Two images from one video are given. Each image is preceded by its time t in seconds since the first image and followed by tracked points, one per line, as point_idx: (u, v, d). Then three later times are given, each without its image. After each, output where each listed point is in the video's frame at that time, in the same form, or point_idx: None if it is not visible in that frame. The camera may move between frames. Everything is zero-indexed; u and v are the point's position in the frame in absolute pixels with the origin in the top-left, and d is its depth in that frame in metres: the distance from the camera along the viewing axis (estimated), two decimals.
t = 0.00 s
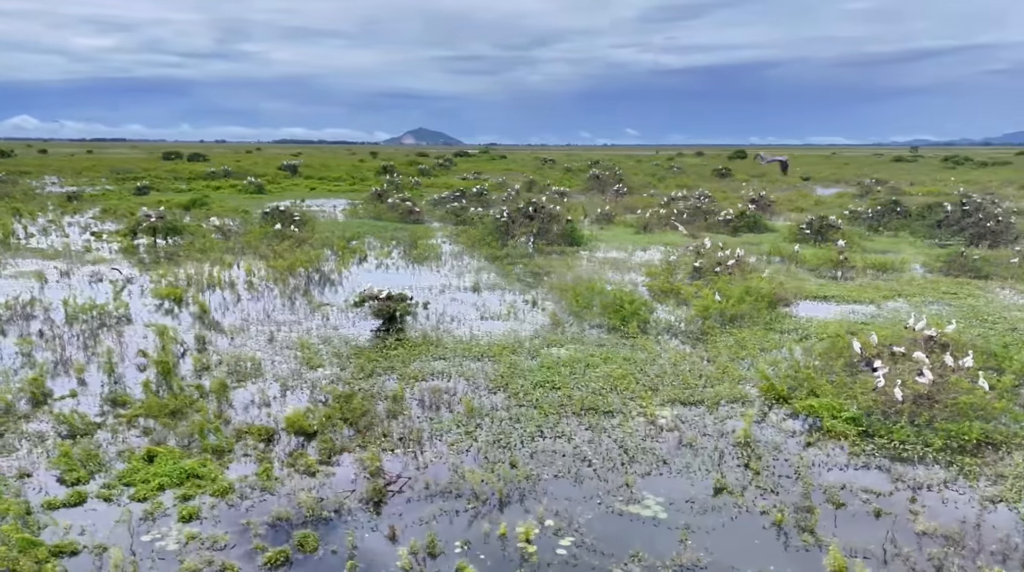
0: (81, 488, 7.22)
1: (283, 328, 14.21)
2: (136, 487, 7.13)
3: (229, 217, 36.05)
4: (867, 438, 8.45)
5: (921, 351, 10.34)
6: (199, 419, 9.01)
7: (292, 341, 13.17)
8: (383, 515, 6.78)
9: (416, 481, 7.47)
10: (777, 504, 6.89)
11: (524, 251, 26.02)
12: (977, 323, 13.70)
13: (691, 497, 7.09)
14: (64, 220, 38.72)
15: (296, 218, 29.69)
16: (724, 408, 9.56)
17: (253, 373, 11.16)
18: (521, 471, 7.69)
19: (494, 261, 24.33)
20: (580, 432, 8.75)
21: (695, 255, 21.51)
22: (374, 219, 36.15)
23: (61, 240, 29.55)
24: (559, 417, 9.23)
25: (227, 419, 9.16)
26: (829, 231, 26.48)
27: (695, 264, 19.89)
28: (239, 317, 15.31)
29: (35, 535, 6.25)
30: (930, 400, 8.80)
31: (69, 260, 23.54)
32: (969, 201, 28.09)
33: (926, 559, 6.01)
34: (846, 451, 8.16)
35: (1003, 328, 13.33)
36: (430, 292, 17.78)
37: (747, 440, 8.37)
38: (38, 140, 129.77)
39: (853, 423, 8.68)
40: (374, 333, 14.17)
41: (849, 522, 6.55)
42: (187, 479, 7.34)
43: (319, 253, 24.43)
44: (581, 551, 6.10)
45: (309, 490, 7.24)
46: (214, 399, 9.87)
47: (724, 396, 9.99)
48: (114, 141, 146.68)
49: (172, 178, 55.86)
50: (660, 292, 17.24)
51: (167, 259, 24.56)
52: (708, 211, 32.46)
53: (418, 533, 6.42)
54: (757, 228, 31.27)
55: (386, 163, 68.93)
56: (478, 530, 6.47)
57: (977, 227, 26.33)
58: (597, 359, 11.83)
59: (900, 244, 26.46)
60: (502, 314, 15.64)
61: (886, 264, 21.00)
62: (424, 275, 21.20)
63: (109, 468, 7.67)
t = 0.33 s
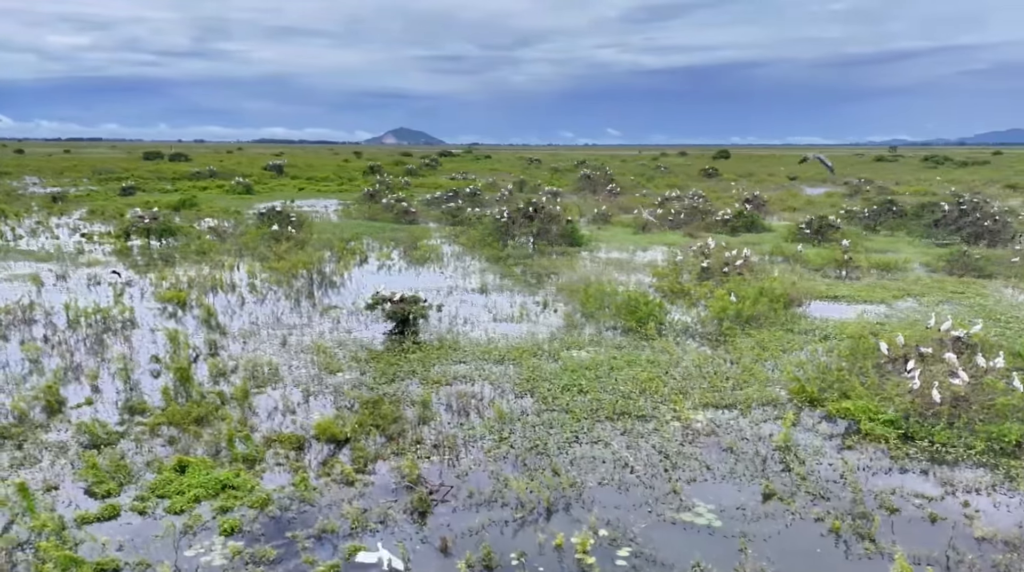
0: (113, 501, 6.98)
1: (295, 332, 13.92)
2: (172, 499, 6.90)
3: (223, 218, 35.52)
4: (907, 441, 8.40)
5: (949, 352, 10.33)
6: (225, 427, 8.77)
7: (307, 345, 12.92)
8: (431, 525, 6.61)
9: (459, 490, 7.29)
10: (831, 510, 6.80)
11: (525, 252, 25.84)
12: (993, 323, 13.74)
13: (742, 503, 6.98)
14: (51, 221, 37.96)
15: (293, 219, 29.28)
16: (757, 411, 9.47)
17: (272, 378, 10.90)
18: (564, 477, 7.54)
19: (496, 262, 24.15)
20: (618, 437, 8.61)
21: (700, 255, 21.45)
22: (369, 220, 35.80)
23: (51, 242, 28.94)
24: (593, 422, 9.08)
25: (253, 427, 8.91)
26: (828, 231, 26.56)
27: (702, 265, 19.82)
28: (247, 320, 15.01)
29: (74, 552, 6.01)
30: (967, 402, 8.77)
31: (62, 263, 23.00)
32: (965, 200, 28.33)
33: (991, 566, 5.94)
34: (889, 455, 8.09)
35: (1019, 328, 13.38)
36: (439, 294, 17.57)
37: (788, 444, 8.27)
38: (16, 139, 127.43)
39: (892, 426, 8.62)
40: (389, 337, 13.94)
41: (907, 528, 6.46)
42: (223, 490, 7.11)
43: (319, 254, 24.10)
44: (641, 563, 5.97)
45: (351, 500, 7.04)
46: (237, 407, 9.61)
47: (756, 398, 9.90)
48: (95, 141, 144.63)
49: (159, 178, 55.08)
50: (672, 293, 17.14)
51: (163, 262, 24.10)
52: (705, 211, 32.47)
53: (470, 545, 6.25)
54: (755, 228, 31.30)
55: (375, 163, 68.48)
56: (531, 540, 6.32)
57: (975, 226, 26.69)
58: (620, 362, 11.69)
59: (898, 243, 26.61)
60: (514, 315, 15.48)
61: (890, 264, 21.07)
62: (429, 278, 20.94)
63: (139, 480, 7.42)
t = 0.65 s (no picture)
0: (152, 513, 6.75)
1: (309, 336, 13.64)
2: (214, 513, 6.68)
3: (216, 220, 35.03)
4: (951, 446, 8.35)
5: (980, 354, 10.33)
6: (256, 436, 8.53)
7: (325, 350, 12.69)
8: (486, 536, 6.45)
9: (507, 499, 7.12)
10: (890, 516, 6.72)
11: (527, 253, 25.69)
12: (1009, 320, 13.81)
13: (799, 509, 6.87)
14: (39, 223, 37.21)
15: (290, 220, 28.89)
16: (794, 415, 9.38)
17: (295, 384, 10.66)
18: (614, 485, 7.38)
19: (500, 263, 24.01)
20: (659, 443, 8.47)
21: (706, 256, 21.44)
22: (365, 221, 35.45)
23: (43, 245, 28.33)
24: (630, 427, 8.94)
25: (284, 435, 8.68)
26: (828, 231, 26.67)
27: (709, 265, 19.78)
28: (259, 324, 14.74)
29: (120, 571, 5.79)
30: (1007, 404, 8.76)
31: (58, 266, 22.51)
32: (963, 199, 28.57)
33: None
34: (936, 460, 8.04)
35: None
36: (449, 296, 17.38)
37: (833, 449, 8.18)
38: None
39: (934, 429, 8.57)
40: (405, 340, 13.72)
41: (971, 535, 6.41)
42: (265, 502, 6.90)
43: (320, 255, 23.79)
44: None
45: (398, 511, 6.85)
46: (264, 414, 9.37)
47: (789, 401, 9.82)
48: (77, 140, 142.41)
49: (147, 179, 54.33)
50: (685, 293, 17.06)
51: (162, 265, 23.69)
52: (703, 211, 32.51)
53: (530, 557, 6.10)
54: (753, 228, 31.35)
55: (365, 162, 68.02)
56: (592, 552, 6.17)
57: (974, 226, 26.99)
58: (647, 364, 11.57)
59: (897, 242, 26.78)
60: (529, 317, 15.33)
61: (895, 264, 21.18)
62: (435, 279, 20.73)
63: (175, 493, 7.18)
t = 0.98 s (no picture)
0: (196, 528, 6.53)
1: (325, 340, 13.37)
2: (262, 527, 6.48)
3: (210, 220, 34.52)
4: (995, 448, 8.34)
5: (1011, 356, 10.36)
6: (290, 444, 8.31)
7: (344, 354, 12.47)
8: (546, 547, 6.29)
9: (560, 507, 6.97)
10: (951, 521, 6.65)
11: (529, 254, 25.54)
12: None
13: (859, 515, 6.78)
14: (26, 224, 36.48)
15: (288, 221, 28.53)
16: (832, 418, 9.32)
17: (320, 389, 10.45)
18: (666, 491, 7.24)
19: (504, 264, 23.83)
20: (703, 448, 8.35)
21: (712, 256, 21.39)
22: (361, 222, 35.12)
23: (35, 247, 27.72)
24: (671, 431, 8.81)
25: (317, 443, 8.46)
26: (828, 231, 26.77)
27: (718, 265, 19.74)
28: (271, 327, 14.47)
29: None
30: None
31: (53, 269, 22.02)
32: (960, 199, 28.80)
33: None
34: (983, 464, 8.01)
35: None
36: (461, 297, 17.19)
37: (880, 453, 8.11)
38: None
39: (976, 432, 8.57)
40: (423, 344, 13.49)
41: None
42: (312, 514, 6.70)
43: (322, 256, 23.49)
44: None
45: (451, 522, 6.67)
46: (294, 421, 9.13)
47: (824, 403, 9.76)
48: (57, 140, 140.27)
49: (134, 179, 53.54)
50: (698, 293, 16.99)
51: (160, 268, 23.27)
52: (701, 212, 32.51)
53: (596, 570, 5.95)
54: (752, 228, 31.38)
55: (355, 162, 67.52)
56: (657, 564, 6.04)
57: (972, 225, 27.21)
58: (674, 367, 11.45)
59: (897, 241, 26.93)
60: (545, 319, 15.17)
61: (899, 263, 21.26)
62: (442, 281, 20.52)
63: (217, 505, 6.95)
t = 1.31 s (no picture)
0: (240, 542, 6.33)
1: (340, 344, 13.16)
2: (308, 540, 6.30)
3: (204, 222, 34.09)
4: None
5: None
6: (322, 451, 8.10)
7: (362, 358, 12.27)
8: (602, 558, 6.15)
9: (610, 514, 6.83)
10: (1007, 527, 6.59)
11: (531, 254, 25.41)
12: None
13: (913, 520, 6.70)
14: (14, 225, 35.84)
15: (286, 222, 28.18)
16: (866, 420, 9.27)
17: (344, 395, 10.24)
18: (714, 497, 7.12)
19: (506, 265, 23.67)
20: (744, 452, 8.24)
21: (718, 255, 21.36)
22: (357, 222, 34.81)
23: (27, 248, 27.20)
24: (708, 435, 8.70)
25: (350, 450, 8.27)
26: (828, 230, 26.86)
27: (725, 265, 19.70)
28: (282, 331, 14.23)
29: None
30: None
31: (49, 271, 21.59)
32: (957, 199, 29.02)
33: None
34: None
35: None
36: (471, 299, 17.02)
37: (922, 455, 8.05)
38: None
39: (1015, 434, 8.57)
40: (440, 347, 13.33)
41: None
42: (358, 525, 6.53)
43: (322, 258, 23.22)
44: None
45: (502, 532, 6.51)
46: (323, 428, 8.95)
47: (856, 406, 9.70)
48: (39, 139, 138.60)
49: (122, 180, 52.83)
50: (709, 293, 16.94)
51: (158, 270, 22.91)
52: (700, 211, 32.52)
53: None
54: (750, 228, 31.43)
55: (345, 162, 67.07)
56: None
57: (970, 224, 27.42)
58: (699, 370, 11.35)
59: (896, 240, 27.08)
60: (559, 320, 15.04)
61: (903, 263, 21.35)
62: (447, 282, 20.34)
63: (257, 517, 6.75)
